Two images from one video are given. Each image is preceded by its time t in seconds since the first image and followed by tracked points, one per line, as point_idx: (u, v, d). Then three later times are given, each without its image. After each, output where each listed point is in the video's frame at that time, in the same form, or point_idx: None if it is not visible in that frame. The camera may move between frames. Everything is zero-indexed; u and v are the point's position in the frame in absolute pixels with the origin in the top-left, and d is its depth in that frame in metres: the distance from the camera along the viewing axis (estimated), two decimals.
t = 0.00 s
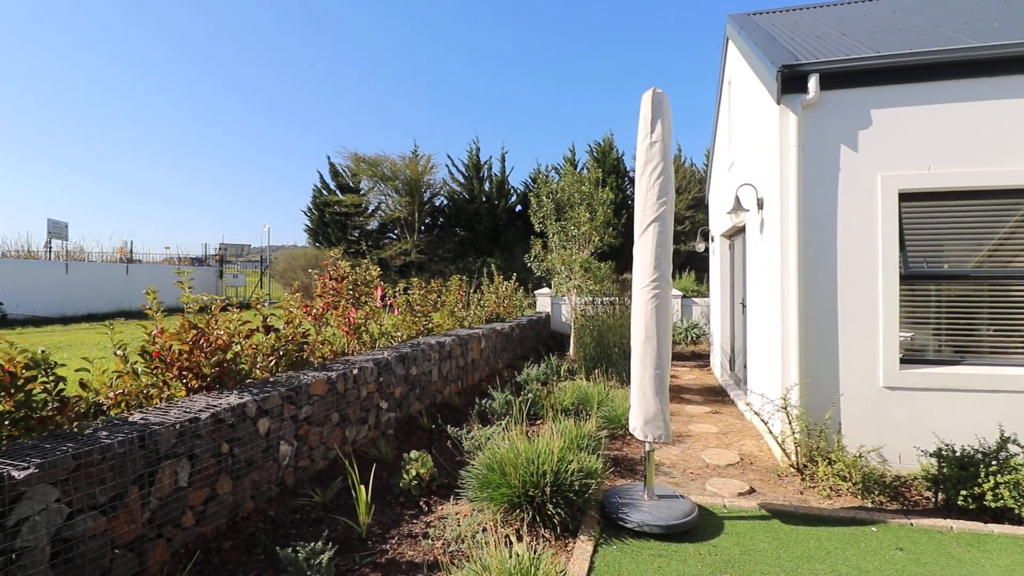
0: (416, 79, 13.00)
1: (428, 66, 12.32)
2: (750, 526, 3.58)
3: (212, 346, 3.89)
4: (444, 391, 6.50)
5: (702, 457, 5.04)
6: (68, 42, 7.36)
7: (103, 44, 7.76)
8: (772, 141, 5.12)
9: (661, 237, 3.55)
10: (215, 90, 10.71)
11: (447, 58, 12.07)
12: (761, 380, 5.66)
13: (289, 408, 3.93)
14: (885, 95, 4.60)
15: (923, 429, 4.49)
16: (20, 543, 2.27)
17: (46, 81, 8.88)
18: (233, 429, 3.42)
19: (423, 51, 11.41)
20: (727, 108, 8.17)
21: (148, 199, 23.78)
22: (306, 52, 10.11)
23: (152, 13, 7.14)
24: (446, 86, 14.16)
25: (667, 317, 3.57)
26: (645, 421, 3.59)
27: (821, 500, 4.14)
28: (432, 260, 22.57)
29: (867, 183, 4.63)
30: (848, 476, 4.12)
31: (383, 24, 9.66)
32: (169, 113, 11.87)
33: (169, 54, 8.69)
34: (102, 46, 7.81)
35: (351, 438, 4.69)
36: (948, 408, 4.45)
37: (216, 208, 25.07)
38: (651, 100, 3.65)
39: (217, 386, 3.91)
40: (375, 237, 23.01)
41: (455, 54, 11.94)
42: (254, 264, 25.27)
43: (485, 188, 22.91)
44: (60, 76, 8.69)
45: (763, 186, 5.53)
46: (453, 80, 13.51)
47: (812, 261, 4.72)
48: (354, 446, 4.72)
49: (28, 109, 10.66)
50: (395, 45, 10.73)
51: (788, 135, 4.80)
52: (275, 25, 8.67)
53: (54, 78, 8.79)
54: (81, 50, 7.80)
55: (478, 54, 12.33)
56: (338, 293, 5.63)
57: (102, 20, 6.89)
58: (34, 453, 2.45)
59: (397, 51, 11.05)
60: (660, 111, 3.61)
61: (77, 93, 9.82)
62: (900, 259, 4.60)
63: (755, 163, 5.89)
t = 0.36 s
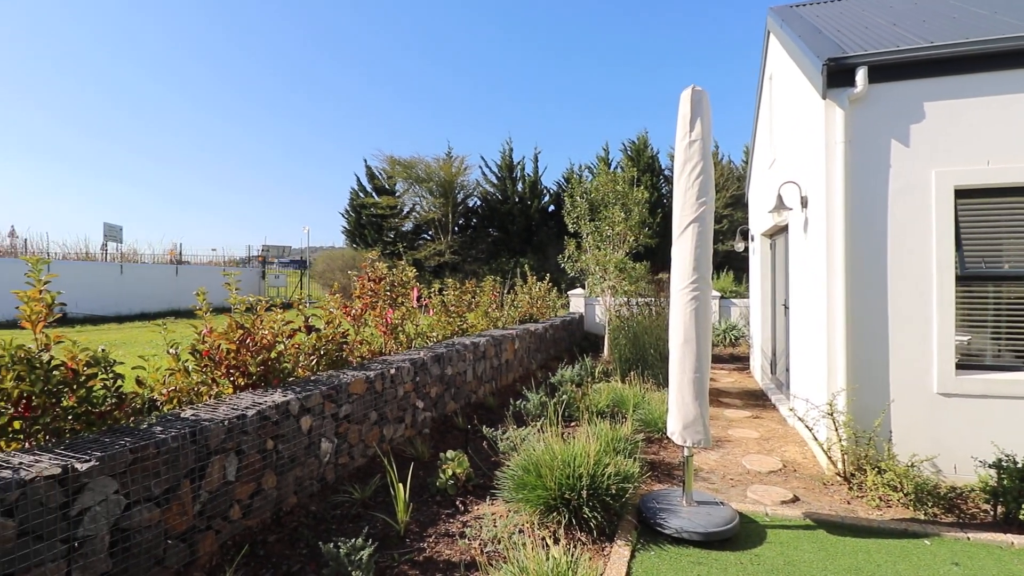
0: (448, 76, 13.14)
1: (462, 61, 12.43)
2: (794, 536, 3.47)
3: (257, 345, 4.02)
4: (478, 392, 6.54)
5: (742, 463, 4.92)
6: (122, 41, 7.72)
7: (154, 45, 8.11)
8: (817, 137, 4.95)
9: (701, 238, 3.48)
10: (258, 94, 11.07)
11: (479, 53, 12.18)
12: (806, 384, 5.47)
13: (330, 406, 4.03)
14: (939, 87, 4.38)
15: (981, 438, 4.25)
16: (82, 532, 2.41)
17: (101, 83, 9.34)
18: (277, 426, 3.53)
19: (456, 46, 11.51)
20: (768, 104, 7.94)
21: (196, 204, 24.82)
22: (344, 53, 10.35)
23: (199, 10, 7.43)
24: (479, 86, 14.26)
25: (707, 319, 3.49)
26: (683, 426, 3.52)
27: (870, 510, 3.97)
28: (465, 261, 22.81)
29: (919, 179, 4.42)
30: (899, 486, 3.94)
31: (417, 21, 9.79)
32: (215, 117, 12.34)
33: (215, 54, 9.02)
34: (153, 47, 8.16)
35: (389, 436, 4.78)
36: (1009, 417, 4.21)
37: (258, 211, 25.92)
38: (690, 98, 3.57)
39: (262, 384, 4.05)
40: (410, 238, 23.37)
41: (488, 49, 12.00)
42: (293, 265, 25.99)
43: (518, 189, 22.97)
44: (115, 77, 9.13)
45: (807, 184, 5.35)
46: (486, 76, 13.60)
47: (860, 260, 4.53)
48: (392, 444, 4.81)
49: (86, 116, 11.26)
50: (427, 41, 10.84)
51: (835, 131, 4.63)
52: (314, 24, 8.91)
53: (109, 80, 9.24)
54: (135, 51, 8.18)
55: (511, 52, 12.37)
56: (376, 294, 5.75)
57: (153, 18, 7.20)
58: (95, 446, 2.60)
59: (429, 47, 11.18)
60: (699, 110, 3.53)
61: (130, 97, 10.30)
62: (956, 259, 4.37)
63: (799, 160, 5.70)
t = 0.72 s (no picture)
0: (476, 77, 13.21)
1: (488, 62, 12.49)
2: (832, 545, 3.38)
3: (292, 344, 4.12)
4: (506, 392, 6.56)
5: (776, 469, 4.80)
6: (162, 42, 8.02)
7: (191, 44, 8.41)
8: (856, 134, 4.79)
9: (735, 239, 3.41)
10: (290, 95, 11.35)
11: (506, 54, 12.21)
12: (844, 389, 5.31)
13: (362, 405, 4.10)
14: (987, 80, 4.20)
15: None
16: (130, 523, 2.51)
17: (143, 86, 9.71)
18: (311, 424, 3.61)
19: (483, 46, 11.57)
20: (803, 100, 7.72)
21: (231, 206, 25.56)
22: (373, 56, 10.52)
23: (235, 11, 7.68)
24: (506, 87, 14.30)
25: (740, 322, 3.42)
26: (716, 430, 3.46)
27: (912, 520, 3.83)
28: (492, 261, 22.90)
29: (966, 176, 4.23)
30: (943, 496, 3.80)
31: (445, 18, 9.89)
32: (249, 121, 12.69)
33: (250, 55, 9.30)
34: (191, 46, 8.46)
35: (418, 435, 4.84)
36: None
37: (290, 212, 26.53)
38: (723, 96, 3.50)
39: (297, 382, 4.14)
40: (437, 238, 23.58)
41: (515, 49, 12.02)
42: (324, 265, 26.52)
43: (544, 189, 22.95)
44: (156, 79, 9.49)
45: (845, 182, 5.19)
46: (513, 77, 13.63)
47: (902, 261, 4.37)
48: (421, 443, 4.87)
49: (131, 121, 11.73)
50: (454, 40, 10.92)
51: (875, 127, 4.47)
52: (345, 26, 9.11)
53: (150, 83, 9.60)
54: (174, 51, 8.48)
55: (538, 52, 12.36)
56: (405, 295, 5.83)
57: (192, 16, 7.46)
58: (141, 441, 2.70)
59: (457, 46, 11.27)
60: (733, 107, 3.47)
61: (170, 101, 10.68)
62: (1006, 259, 4.17)
63: (836, 157, 5.53)
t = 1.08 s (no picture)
0: (501, 77, 13.24)
1: (513, 63, 12.53)
2: (869, 554, 3.27)
3: (323, 344, 4.20)
4: (532, 392, 6.57)
5: (810, 475, 4.68)
6: (195, 40, 8.24)
7: (225, 44, 8.63)
8: (893, 130, 4.63)
9: (767, 239, 3.33)
10: (319, 96, 11.57)
11: (532, 54, 12.22)
12: (881, 393, 5.13)
13: (390, 405, 4.16)
14: None
15: None
16: (169, 517, 2.59)
17: (178, 90, 10.02)
18: (341, 422, 3.67)
19: (509, 46, 11.60)
20: (837, 95, 7.51)
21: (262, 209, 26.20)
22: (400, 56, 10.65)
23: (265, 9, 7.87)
24: (531, 87, 14.29)
25: (773, 324, 3.34)
26: (748, 434, 3.39)
27: (954, 530, 3.69)
28: (516, 261, 22.92)
29: (1012, 172, 4.06)
30: (987, 505, 3.64)
31: (470, 18, 9.96)
32: (280, 124, 12.98)
33: (280, 56, 9.50)
34: (223, 46, 8.68)
35: (445, 435, 4.88)
36: None
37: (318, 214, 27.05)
38: (755, 93, 3.43)
39: (327, 381, 4.22)
40: (462, 239, 23.71)
41: (540, 49, 12.02)
42: (351, 265, 26.95)
43: (569, 188, 22.86)
44: (191, 82, 9.79)
45: (882, 179, 5.02)
46: (538, 77, 13.62)
47: (943, 261, 4.21)
48: (448, 442, 4.91)
49: (168, 126, 12.13)
50: (479, 39, 10.98)
51: (913, 123, 4.31)
52: (373, 27, 9.24)
53: (185, 86, 9.89)
54: (207, 51, 8.72)
55: (563, 52, 12.33)
56: (432, 295, 5.88)
57: (222, 13, 7.65)
58: (180, 438, 2.79)
59: (483, 46, 11.32)
60: (764, 105, 3.39)
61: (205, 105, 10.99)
62: None
63: (873, 154, 5.35)
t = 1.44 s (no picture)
0: (524, 76, 13.26)
1: (535, 63, 12.52)
2: (904, 562, 3.18)
3: (350, 343, 4.27)
4: (555, 393, 6.56)
5: (841, 480, 4.56)
6: (222, 42, 8.42)
7: (254, 46, 8.82)
8: (929, 125, 4.49)
9: (798, 238, 3.26)
10: (344, 98, 11.76)
11: (555, 53, 12.20)
12: (917, 397, 4.97)
13: (415, 404, 4.20)
14: None
15: None
16: (204, 511, 2.66)
17: (209, 94, 10.29)
18: (368, 421, 3.72)
19: (531, 46, 11.60)
20: (869, 90, 7.31)
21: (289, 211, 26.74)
22: (425, 55, 10.78)
23: (288, 10, 8.02)
24: (554, 87, 14.27)
25: (804, 326, 3.27)
26: (777, 438, 3.32)
27: (994, 539, 3.56)
28: (539, 261, 22.87)
29: None
30: None
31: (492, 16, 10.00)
32: (305, 126, 13.23)
33: (308, 55, 9.67)
34: (250, 48, 8.87)
35: (469, 434, 4.91)
36: None
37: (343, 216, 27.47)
38: (785, 90, 3.36)
39: (354, 380, 4.28)
40: (485, 239, 23.79)
41: (562, 49, 11.99)
42: (375, 266, 27.31)
43: (592, 188, 22.75)
44: (221, 86, 10.03)
45: (918, 176, 4.86)
46: (561, 76, 13.59)
47: (983, 261, 4.06)
48: (472, 442, 4.94)
49: (199, 130, 12.47)
50: (501, 38, 11.00)
51: (951, 118, 4.17)
52: (397, 27, 9.34)
53: (215, 90, 10.15)
54: (234, 54, 8.92)
55: (586, 52, 12.27)
56: (456, 296, 5.93)
57: (247, 14, 7.83)
58: (213, 435, 2.87)
59: (505, 45, 11.34)
60: (794, 102, 3.32)
61: (234, 109, 11.26)
62: None
63: (908, 151, 5.19)
